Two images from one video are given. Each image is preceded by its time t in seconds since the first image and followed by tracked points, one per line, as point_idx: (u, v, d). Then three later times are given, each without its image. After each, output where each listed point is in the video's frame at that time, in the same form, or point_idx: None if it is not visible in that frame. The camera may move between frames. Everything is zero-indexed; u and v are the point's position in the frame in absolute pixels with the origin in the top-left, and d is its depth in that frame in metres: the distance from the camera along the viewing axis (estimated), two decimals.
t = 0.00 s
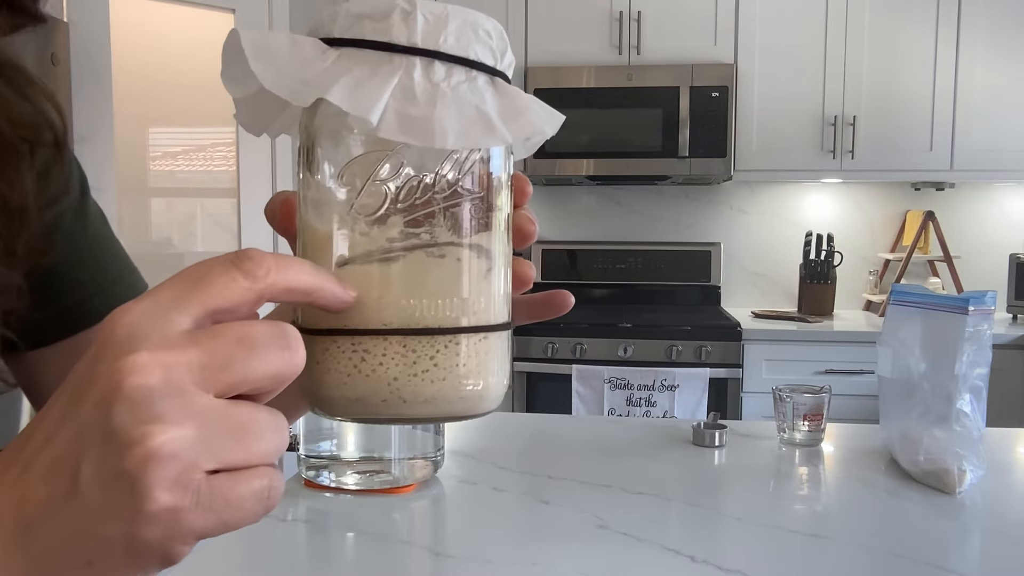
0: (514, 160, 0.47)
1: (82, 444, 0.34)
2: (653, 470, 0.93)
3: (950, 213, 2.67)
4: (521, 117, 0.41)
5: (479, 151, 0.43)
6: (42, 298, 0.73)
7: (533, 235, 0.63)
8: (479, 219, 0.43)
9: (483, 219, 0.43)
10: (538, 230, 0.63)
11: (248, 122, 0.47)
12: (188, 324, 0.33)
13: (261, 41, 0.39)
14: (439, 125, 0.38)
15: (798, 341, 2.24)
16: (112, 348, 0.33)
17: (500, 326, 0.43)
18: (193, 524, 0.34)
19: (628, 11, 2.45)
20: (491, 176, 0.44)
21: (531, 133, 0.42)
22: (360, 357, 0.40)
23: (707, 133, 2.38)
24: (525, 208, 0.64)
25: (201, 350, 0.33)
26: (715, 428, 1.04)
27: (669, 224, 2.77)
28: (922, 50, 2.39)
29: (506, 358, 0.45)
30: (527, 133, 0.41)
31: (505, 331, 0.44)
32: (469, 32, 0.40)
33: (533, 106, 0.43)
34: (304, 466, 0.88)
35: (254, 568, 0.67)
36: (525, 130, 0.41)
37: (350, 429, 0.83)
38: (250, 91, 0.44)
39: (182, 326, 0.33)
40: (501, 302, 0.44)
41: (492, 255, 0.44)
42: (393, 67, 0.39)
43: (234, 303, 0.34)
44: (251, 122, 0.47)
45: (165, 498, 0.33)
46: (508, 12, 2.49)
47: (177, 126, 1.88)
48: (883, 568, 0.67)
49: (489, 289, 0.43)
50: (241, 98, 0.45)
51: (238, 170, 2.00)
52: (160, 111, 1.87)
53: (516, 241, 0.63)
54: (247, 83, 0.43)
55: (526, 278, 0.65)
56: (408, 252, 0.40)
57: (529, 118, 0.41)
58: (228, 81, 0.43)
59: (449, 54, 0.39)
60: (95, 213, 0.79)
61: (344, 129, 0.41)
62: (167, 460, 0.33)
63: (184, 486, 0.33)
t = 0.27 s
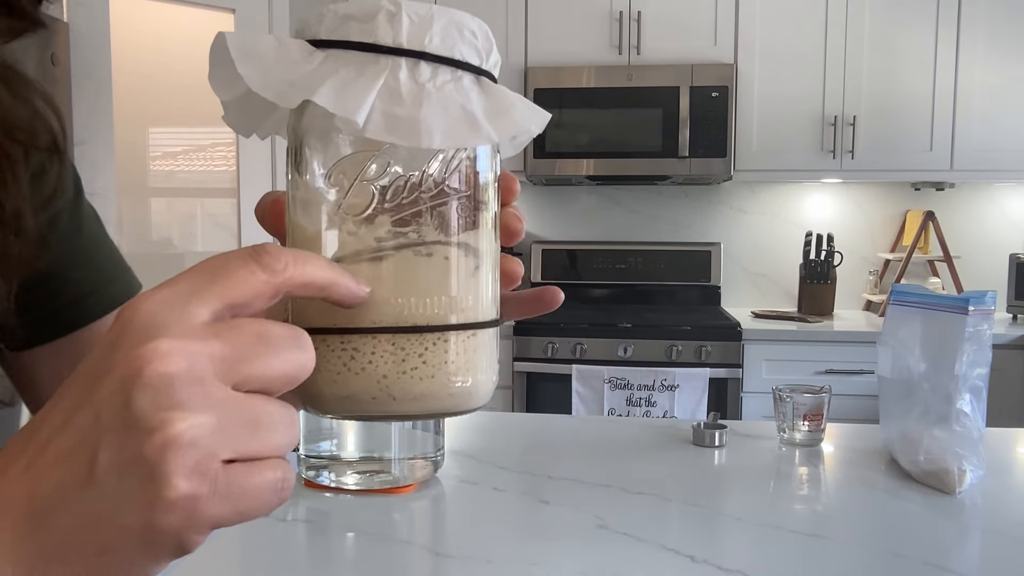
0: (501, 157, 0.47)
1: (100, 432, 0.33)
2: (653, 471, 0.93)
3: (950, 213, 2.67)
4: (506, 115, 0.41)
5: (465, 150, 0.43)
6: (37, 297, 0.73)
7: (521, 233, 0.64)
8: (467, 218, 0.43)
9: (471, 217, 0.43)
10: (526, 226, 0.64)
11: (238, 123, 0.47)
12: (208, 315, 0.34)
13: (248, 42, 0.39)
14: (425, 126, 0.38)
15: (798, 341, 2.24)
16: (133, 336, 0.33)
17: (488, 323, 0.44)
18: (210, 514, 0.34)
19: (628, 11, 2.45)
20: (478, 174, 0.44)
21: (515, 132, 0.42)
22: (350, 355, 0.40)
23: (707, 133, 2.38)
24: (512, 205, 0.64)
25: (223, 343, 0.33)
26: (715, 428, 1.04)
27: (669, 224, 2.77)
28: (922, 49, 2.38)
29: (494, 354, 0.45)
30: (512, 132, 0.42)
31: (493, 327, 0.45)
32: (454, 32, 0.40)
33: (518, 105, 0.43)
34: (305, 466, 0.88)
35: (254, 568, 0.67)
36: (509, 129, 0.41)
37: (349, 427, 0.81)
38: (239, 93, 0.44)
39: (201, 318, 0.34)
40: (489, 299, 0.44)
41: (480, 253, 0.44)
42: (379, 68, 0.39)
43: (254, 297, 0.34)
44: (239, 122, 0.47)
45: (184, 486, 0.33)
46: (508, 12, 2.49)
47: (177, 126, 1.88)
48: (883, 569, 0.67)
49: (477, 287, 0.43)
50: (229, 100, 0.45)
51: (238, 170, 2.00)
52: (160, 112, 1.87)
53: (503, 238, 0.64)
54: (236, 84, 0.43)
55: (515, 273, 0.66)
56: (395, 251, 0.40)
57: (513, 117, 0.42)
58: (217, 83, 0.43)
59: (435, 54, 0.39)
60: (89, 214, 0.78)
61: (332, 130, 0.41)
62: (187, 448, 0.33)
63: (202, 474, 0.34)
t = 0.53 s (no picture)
0: (490, 155, 0.48)
1: (147, 396, 0.32)
2: (653, 471, 0.93)
3: (950, 213, 2.67)
4: (494, 113, 0.41)
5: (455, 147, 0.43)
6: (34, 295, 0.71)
7: (511, 228, 0.64)
8: (457, 213, 0.43)
9: (461, 213, 0.43)
10: (516, 222, 0.64)
11: (230, 122, 0.47)
12: (259, 292, 0.33)
13: (240, 42, 0.39)
14: (415, 124, 0.38)
15: (798, 342, 2.24)
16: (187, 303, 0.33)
17: (478, 316, 0.44)
18: (251, 485, 0.32)
19: (628, 11, 2.45)
20: (467, 171, 0.44)
21: (504, 130, 0.42)
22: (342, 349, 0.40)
23: (707, 133, 2.38)
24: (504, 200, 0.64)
25: (272, 319, 0.33)
26: (715, 428, 1.04)
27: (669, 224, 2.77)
28: (922, 49, 2.39)
29: (484, 348, 0.45)
30: (501, 130, 0.42)
31: (483, 321, 0.45)
32: (443, 31, 0.40)
33: (507, 103, 0.43)
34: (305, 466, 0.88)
35: (254, 568, 0.67)
36: (498, 127, 0.41)
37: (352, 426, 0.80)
38: (230, 93, 0.44)
39: (253, 293, 0.33)
40: (479, 293, 0.44)
41: (470, 248, 0.44)
42: (368, 67, 0.39)
43: (302, 288, 0.34)
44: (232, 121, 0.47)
45: (229, 453, 0.32)
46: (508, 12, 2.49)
47: (177, 126, 1.88)
48: (883, 569, 0.67)
49: (468, 281, 0.43)
50: (221, 99, 0.45)
51: (238, 170, 2.00)
52: (161, 112, 1.87)
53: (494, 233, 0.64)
54: (228, 84, 0.43)
55: (505, 269, 0.67)
56: (386, 246, 0.40)
57: (502, 116, 0.42)
58: (209, 82, 0.43)
59: (424, 53, 0.39)
60: (87, 215, 0.76)
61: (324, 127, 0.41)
62: (235, 414, 0.31)
63: (248, 442, 0.32)
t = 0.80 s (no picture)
0: (483, 156, 0.48)
1: (225, 393, 0.33)
2: (653, 471, 0.93)
3: (950, 213, 2.67)
4: (487, 114, 0.41)
5: (448, 147, 0.43)
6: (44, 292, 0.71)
7: (504, 228, 0.64)
8: (449, 214, 0.43)
9: (453, 214, 0.43)
10: (510, 222, 0.64)
11: (226, 125, 0.48)
12: (330, 294, 0.35)
13: (234, 46, 0.40)
14: (406, 126, 0.38)
15: (798, 342, 2.24)
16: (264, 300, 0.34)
17: (471, 315, 0.44)
18: (327, 482, 0.34)
19: (628, 11, 2.45)
20: (459, 171, 0.44)
21: (497, 131, 0.42)
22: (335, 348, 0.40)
23: (707, 133, 2.38)
24: (497, 201, 0.64)
25: (345, 323, 0.34)
26: (715, 428, 1.04)
27: (669, 224, 2.77)
28: (922, 49, 2.38)
29: (478, 347, 0.45)
30: (493, 131, 0.41)
31: (476, 321, 0.45)
32: (435, 34, 0.40)
33: (500, 104, 0.42)
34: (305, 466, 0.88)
35: (254, 568, 0.67)
36: (490, 128, 0.41)
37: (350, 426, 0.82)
38: (226, 96, 0.44)
39: (325, 295, 0.34)
40: (473, 293, 0.44)
41: (463, 249, 0.44)
42: (361, 69, 0.39)
43: (365, 291, 0.35)
44: (228, 123, 0.47)
45: (311, 452, 0.33)
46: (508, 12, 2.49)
47: (177, 126, 1.88)
48: (883, 568, 0.67)
49: (460, 281, 0.43)
50: (217, 102, 0.45)
51: (238, 170, 1.99)
52: (160, 112, 1.87)
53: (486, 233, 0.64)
54: (223, 87, 0.44)
55: (498, 269, 0.67)
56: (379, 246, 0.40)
57: (494, 117, 0.41)
58: (205, 85, 0.43)
59: (415, 55, 0.39)
60: (88, 217, 0.76)
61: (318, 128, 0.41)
62: (317, 415, 0.33)
63: (326, 443, 0.34)
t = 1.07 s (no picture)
0: (486, 158, 0.47)
1: (216, 406, 0.34)
2: (653, 471, 0.93)
3: (950, 213, 2.67)
4: (488, 117, 0.41)
5: (450, 151, 0.43)
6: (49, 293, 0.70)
7: (507, 230, 0.64)
8: (452, 216, 0.43)
9: (456, 216, 0.43)
10: (512, 224, 0.64)
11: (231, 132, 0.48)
12: (320, 303, 0.34)
13: (237, 52, 0.40)
14: (408, 129, 0.38)
15: (798, 342, 2.24)
16: (253, 312, 0.33)
17: (475, 318, 0.43)
18: (316, 495, 0.34)
19: (628, 11, 2.45)
20: (462, 175, 0.44)
21: (499, 134, 0.42)
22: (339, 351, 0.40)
23: (707, 133, 2.38)
24: (499, 202, 0.64)
25: (334, 335, 0.34)
26: (715, 428, 1.04)
27: (669, 224, 2.78)
28: (922, 49, 2.38)
29: (482, 349, 0.45)
30: (494, 133, 0.41)
31: (480, 323, 0.45)
32: (437, 38, 0.40)
33: (501, 107, 0.42)
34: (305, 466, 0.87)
35: (254, 568, 0.67)
36: (492, 131, 0.41)
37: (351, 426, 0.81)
38: (229, 102, 0.45)
39: (314, 306, 0.34)
40: (476, 295, 0.44)
41: (466, 252, 0.44)
42: (363, 74, 0.39)
43: (355, 300, 0.35)
44: (231, 130, 0.47)
45: (301, 466, 0.34)
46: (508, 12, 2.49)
47: (176, 126, 1.88)
48: (883, 568, 0.67)
49: (463, 284, 0.43)
50: (220, 109, 0.45)
51: (238, 170, 1.99)
52: (161, 112, 1.87)
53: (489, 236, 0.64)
54: (226, 93, 0.44)
55: (500, 270, 0.67)
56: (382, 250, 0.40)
57: (496, 119, 0.41)
58: (208, 91, 0.44)
59: (417, 59, 0.39)
60: (93, 219, 0.76)
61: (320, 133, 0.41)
62: (307, 430, 0.33)
63: (315, 456, 0.34)
